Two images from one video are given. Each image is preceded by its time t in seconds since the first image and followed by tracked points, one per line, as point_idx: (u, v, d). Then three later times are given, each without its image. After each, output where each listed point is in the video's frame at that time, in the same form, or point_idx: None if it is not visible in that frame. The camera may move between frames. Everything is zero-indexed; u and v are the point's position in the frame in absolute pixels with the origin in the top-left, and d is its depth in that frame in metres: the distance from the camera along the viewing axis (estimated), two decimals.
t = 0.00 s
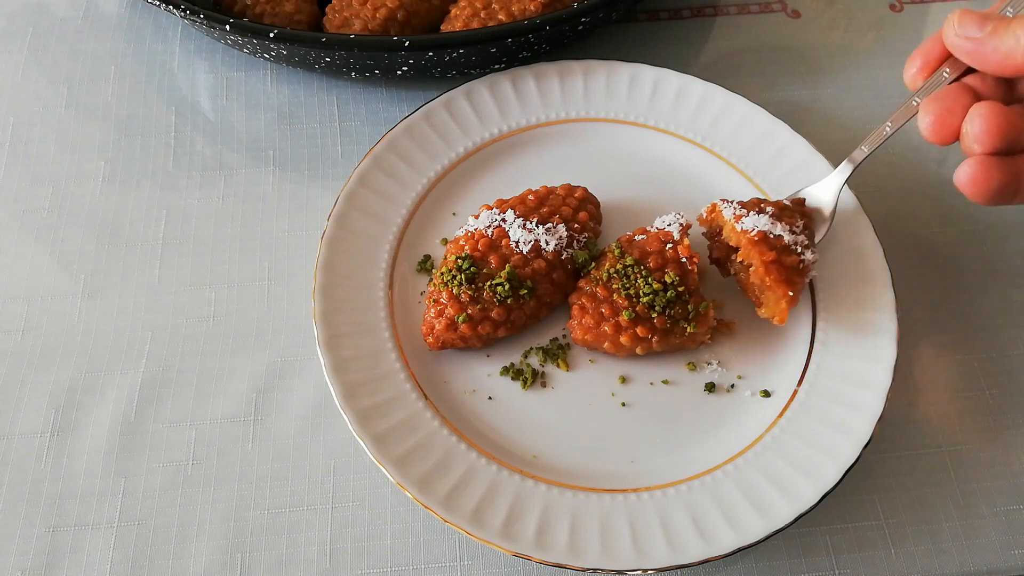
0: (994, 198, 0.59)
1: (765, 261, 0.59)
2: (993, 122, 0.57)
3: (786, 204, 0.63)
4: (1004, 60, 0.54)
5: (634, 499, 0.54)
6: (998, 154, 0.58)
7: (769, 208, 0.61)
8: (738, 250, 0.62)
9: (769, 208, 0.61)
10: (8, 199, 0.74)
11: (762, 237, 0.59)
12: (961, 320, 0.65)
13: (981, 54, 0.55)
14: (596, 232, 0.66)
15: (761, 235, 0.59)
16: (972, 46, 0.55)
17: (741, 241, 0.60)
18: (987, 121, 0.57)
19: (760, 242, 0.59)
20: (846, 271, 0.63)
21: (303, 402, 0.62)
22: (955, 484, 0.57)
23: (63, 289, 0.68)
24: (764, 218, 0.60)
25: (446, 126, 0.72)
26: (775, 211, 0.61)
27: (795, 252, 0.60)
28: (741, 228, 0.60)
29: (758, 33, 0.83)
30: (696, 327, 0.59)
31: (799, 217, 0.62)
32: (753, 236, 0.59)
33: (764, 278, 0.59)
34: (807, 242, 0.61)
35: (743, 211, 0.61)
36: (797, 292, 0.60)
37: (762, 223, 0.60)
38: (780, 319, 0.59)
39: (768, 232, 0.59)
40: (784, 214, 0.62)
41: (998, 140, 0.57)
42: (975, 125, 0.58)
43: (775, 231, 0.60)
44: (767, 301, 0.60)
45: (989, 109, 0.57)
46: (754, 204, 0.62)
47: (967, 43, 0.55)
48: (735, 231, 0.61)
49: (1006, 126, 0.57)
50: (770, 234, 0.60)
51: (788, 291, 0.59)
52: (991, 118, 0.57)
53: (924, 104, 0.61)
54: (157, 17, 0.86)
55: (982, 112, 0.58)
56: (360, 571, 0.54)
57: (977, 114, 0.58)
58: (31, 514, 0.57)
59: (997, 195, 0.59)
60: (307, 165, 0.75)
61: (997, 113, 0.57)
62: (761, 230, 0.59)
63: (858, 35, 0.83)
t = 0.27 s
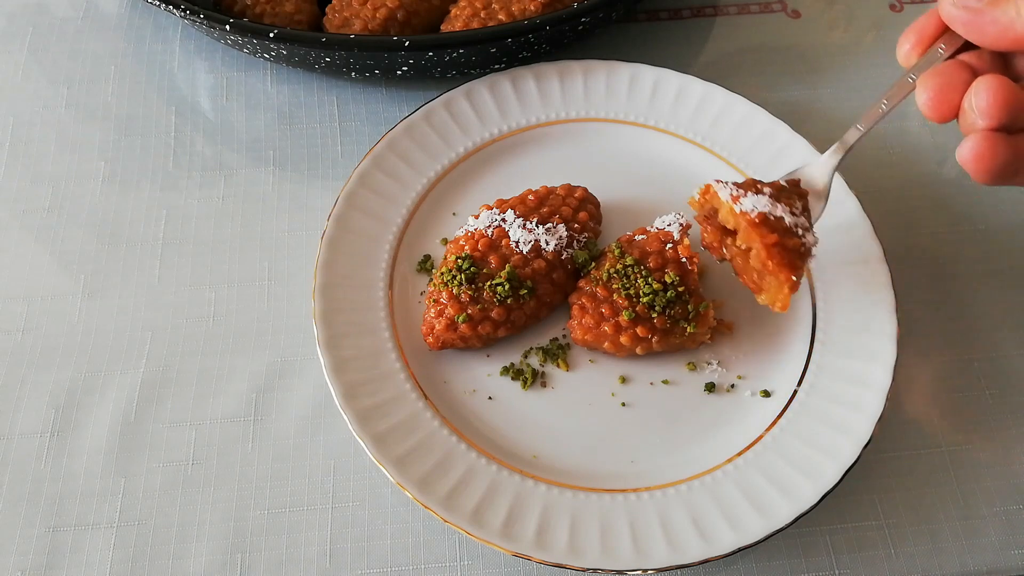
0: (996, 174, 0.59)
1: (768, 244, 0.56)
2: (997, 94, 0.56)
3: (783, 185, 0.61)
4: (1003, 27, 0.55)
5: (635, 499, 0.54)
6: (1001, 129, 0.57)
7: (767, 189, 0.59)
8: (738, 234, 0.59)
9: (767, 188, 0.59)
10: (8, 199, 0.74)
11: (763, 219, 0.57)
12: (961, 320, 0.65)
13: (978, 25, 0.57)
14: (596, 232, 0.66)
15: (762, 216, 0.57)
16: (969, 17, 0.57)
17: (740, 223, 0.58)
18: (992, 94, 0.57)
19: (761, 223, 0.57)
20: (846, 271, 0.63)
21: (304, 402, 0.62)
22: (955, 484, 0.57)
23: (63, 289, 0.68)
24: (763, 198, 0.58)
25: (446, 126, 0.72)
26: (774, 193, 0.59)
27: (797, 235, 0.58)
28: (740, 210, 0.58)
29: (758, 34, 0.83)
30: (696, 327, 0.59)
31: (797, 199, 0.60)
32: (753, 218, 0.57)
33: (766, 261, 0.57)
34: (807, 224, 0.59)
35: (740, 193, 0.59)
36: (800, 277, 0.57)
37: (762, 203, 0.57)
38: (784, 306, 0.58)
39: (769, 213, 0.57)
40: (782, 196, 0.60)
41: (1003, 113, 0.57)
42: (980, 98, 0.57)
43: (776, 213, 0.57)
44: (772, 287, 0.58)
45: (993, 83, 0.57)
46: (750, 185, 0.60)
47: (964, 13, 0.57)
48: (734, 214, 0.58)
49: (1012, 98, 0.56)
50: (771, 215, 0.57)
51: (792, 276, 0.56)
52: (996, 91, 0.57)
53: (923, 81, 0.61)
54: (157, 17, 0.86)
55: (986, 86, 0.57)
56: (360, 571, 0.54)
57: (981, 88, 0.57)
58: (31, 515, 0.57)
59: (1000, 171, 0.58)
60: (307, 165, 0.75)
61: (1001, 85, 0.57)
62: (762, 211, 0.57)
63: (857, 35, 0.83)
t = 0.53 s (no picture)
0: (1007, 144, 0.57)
1: (778, 222, 0.54)
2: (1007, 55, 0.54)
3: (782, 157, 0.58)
4: None
5: (635, 499, 0.54)
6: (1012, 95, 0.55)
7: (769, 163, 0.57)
8: (742, 215, 0.57)
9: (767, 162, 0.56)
10: (8, 199, 0.74)
11: (770, 196, 0.54)
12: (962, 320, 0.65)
13: None
14: (596, 232, 0.66)
15: (767, 192, 0.55)
16: None
17: (745, 202, 0.55)
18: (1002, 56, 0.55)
19: (768, 200, 0.54)
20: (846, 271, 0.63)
21: (304, 402, 0.62)
22: (955, 484, 0.57)
23: (63, 289, 0.68)
24: (766, 172, 0.55)
25: (446, 126, 0.72)
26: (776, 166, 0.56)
27: (805, 210, 0.56)
28: (744, 187, 0.55)
29: (758, 34, 0.83)
30: (696, 327, 0.59)
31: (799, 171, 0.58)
32: (758, 195, 0.55)
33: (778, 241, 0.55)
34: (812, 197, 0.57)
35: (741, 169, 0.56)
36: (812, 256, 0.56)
37: (767, 179, 0.55)
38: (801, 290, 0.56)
39: (775, 189, 0.55)
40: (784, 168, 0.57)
41: (1014, 78, 0.55)
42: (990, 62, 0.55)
43: (782, 188, 0.55)
44: (784, 271, 0.56)
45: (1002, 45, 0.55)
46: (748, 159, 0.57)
47: None
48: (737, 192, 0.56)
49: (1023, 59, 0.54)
50: (777, 191, 0.55)
51: (806, 256, 0.55)
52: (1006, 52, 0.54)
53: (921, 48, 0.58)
54: (157, 17, 0.86)
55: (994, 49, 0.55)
56: (360, 571, 0.54)
57: (990, 51, 0.55)
58: (31, 514, 0.57)
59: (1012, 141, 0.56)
60: (307, 165, 0.75)
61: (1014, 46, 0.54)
62: (767, 187, 0.55)
63: (857, 35, 0.83)
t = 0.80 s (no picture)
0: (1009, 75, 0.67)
1: (800, 183, 0.52)
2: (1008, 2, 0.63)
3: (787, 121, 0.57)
4: None
5: (634, 499, 0.54)
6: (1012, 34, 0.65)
7: (776, 126, 0.56)
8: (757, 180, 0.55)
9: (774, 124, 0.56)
10: (9, 199, 0.74)
11: (786, 156, 0.53)
12: (962, 320, 0.65)
13: None
14: (596, 232, 0.66)
15: (783, 152, 0.53)
16: None
17: (761, 165, 0.54)
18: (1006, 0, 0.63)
19: (785, 160, 0.53)
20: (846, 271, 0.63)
21: (303, 403, 0.62)
22: (955, 484, 0.57)
23: (63, 289, 0.68)
24: (777, 133, 0.54)
25: (446, 126, 0.72)
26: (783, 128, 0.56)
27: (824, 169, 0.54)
28: (756, 150, 0.54)
29: (758, 34, 0.83)
30: (696, 327, 0.59)
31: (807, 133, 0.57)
32: (775, 156, 0.53)
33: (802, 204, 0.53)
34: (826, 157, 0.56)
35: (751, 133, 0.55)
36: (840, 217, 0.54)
37: (780, 139, 0.54)
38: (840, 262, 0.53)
39: (790, 148, 0.53)
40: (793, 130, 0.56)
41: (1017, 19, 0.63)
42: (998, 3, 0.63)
43: (796, 148, 0.53)
44: (816, 239, 0.54)
45: None
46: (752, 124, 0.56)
47: None
48: (750, 157, 0.54)
49: None
50: (792, 150, 0.53)
51: (834, 217, 0.53)
52: None
53: None
54: (157, 17, 0.86)
55: None
56: (360, 571, 0.54)
57: None
58: (31, 514, 0.57)
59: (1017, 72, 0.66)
60: (307, 165, 0.75)
61: None
62: (782, 147, 0.53)
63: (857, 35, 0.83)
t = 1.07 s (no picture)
0: None
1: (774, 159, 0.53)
2: None
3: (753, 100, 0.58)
4: None
5: (634, 499, 0.54)
6: None
7: (744, 103, 0.56)
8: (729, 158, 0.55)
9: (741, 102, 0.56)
10: (9, 199, 0.74)
11: (758, 132, 0.54)
12: (962, 320, 0.65)
13: None
14: (596, 232, 0.66)
15: (754, 128, 0.54)
16: None
17: (733, 142, 0.54)
18: None
19: (756, 136, 0.54)
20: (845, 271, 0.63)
21: (303, 402, 0.62)
22: (955, 484, 0.57)
23: (63, 290, 0.68)
24: (744, 109, 0.55)
25: (446, 126, 0.72)
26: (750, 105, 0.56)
27: (795, 145, 0.55)
28: (727, 127, 0.54)
29: (758, 34, 0.83)
30: (695, 327, 0.59)
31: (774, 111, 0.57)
32: (746, 133, 0.53)
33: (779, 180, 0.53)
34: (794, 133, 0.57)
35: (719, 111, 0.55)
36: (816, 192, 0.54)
37: (749, 116, 0.54)
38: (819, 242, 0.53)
39: (760, 125, 0.54)
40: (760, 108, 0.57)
41: None
42: None
43: (766, 125, 0.54)
44: (794, 220, 0.54)
45: None
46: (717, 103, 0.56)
47: None
48: (721, 135, 0.55)
49: None
50: (762, 127, 0.54)
51: (812, 193, 0.53)
52: None
53: None
54: (157, 16, 0.86)
55: None
56: (360, 571, 0.54)
57: None
58: (31, 515, 0.57)
59: None
60: (307, 165, 0.75)
61: None
62: (752, 123, 0.54)
63: (857, 35, 0.82)
